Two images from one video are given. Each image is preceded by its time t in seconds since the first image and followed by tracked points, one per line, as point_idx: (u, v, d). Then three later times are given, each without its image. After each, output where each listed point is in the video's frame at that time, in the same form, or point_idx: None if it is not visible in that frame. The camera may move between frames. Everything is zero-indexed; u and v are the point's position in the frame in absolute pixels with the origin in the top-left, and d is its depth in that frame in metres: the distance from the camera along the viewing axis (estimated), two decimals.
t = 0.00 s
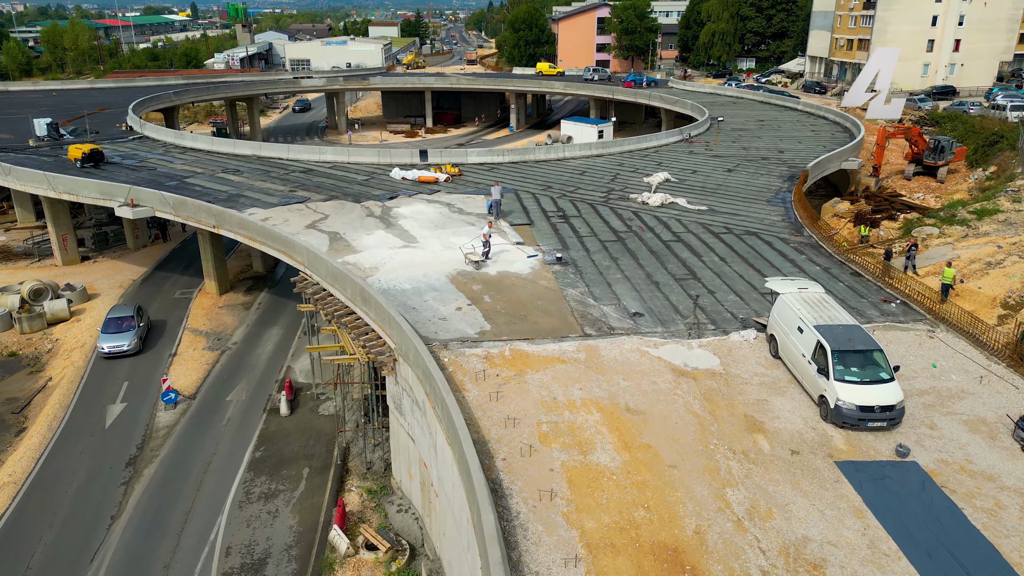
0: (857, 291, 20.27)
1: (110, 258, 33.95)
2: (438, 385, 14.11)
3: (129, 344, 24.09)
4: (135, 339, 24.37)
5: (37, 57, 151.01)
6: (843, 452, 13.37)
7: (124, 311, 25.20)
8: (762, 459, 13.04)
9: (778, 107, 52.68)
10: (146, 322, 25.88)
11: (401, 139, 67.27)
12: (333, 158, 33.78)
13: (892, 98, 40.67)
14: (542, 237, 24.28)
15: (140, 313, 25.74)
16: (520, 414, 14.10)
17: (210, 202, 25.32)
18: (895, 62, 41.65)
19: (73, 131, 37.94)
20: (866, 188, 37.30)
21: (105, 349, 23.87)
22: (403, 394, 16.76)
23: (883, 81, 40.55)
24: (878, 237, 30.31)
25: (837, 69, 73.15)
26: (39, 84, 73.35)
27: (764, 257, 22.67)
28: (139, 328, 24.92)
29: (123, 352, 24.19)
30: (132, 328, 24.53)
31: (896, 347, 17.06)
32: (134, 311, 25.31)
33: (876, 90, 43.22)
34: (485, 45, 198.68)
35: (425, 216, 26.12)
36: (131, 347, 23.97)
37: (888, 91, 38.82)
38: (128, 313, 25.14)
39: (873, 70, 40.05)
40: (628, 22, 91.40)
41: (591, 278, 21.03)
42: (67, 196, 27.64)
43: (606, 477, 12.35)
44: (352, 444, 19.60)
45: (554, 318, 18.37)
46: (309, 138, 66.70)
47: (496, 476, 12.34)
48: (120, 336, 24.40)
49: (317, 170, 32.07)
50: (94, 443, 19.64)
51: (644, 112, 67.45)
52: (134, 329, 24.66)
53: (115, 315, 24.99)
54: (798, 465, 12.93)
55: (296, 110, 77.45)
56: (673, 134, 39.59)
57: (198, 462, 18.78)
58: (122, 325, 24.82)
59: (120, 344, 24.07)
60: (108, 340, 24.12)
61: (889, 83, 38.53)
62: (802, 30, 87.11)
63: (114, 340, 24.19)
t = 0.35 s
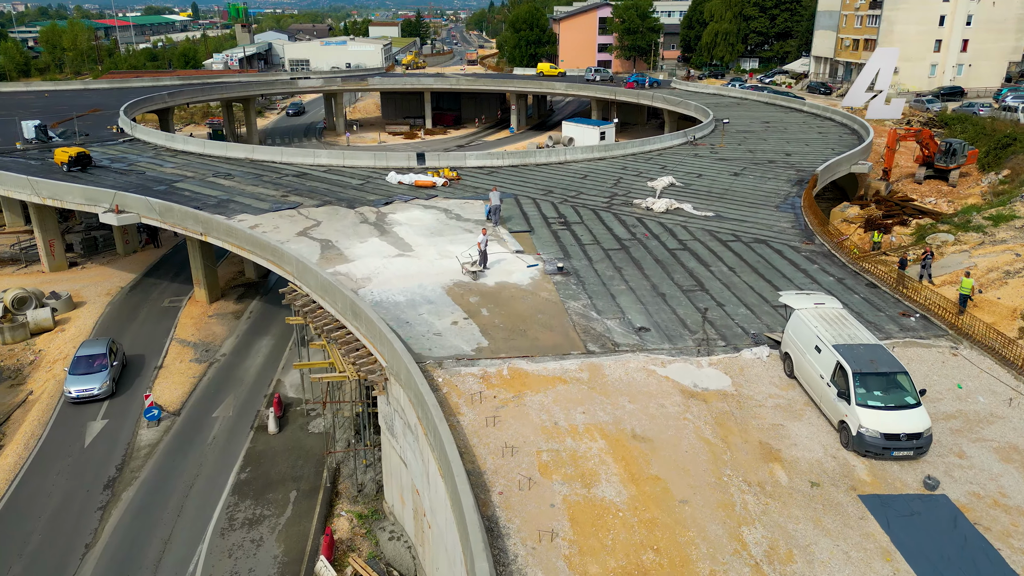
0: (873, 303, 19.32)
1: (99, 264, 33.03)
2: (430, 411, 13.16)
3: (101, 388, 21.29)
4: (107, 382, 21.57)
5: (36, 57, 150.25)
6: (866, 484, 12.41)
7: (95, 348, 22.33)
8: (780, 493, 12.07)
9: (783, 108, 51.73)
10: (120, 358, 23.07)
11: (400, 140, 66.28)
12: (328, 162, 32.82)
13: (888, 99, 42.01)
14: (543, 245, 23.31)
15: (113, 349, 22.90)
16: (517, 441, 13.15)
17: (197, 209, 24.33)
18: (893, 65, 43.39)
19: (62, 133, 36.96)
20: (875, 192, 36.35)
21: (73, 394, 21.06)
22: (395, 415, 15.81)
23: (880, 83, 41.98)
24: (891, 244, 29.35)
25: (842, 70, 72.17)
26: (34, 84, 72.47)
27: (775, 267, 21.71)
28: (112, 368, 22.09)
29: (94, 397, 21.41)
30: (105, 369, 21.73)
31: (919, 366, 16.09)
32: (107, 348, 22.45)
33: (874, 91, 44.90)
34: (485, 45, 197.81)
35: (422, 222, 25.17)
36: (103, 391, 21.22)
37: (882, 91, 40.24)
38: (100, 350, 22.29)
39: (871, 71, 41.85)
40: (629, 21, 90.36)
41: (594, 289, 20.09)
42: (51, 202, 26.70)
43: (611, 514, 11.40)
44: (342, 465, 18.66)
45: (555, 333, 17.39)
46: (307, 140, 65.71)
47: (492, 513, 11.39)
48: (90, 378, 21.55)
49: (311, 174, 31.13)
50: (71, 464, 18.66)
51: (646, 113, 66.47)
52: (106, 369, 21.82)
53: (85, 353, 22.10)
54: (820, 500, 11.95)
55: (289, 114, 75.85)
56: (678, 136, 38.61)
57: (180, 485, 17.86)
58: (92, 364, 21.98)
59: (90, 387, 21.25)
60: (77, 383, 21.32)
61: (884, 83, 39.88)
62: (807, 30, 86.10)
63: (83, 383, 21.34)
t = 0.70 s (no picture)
0: (895, 318, 18.33)
1: (91, 270, 32.18)
2: (425, 440, 12.21)
3: (66, 445, 18.42)
4: (74, 437, 18.66)
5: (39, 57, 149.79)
6: (897, 523, 11.42)
7: (61, 396, 19.38)
8: (803, 533, 11.08)
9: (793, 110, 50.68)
10: (91, 404, 20.18)
11: (402, 142, 65.39)
12: (326, 165, 31.90)
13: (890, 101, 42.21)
14: (547, 254, 22.33)
15: (84, 394, 19.98)
16: (517, 473, 12.20)
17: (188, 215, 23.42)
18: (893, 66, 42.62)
19: (55, 135, 36.13)
20: (890, 197, 35.32)
21: (32, 450, 18.12)
22: (389, 439, 14.85)
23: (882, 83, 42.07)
24: (908, 252, 28.31)
25: (852, 70, 71.06)
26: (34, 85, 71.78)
27: (789, 279, 20.71)
28: (81, 419, 19.19)
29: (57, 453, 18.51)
30: (72, 422, 18.83)
31: (948, 388, 15.08)
32: (76, 396, 19.50)
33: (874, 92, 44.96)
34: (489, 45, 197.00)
35: (421, 229, 24.24)
36: (67, 449, 18.34)
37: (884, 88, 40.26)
38: (68, 397, 19.36)
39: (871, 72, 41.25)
40: (635, 21, 89.27)
41: (600, 302, 19.12)
42: (39, 207, 25.81)
43: (618, 558, 10.45)
44: (334, 488, 17.73)
45: (559, 351, 16.40)
46: (308, 141, 64.79)
47: (490, 557, 10.44)
48: (54, 432, 18.62)
49: (308, 178, 30.23)
50: (49, 487, 17.69)
51: (652, 114, 65.42)
52: (73, 422, 18.88)
53: (50, 401, 19.16)
54: (847, 542, 10.95)
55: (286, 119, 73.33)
56: (686, 138, 37.60)
57: (163, 509, 16.98)
58: (58, 413, 19.08)
59: (53, 443, 18.34)
60: (38, 437, 18.38)
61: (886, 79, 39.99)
62: (815, 30, 84.89)
63: (45, 438, 18.41)
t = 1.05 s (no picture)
0: (923, 336, 17.31)
1: (87, 276, 31.47)
2: (420, 475, 11.27)
3: (21, 520, 15.72)
4: (31, 510, 15.98)
5: (48, 57, 150.02)
6: (937, 570, 10.40)
7: (19, 458, 16.65)
8: None
9: (806, 112, 49.52)
10: (55, 464, 17.54)
11: (408, 144, 64.61)
12: (327, 169, 31.04)
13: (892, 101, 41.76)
14: (554, 264, 21.37)
15: (46, 454, 17.32)
16: (520, 511, 11.22)
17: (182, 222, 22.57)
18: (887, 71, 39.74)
19: (53, 138, 35.48)
20: (909, 203, 34.18)
21: None
22: (384, 466, 13.93)
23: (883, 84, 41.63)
24: (931, 261, 27.20)
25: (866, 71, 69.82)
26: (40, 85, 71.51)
27: (808, 292, 19.68)
28: (40, 486, 16.53)
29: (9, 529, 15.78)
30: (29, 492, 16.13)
31: (985, 414, 14.03)
32: (36, 458, 16.82)
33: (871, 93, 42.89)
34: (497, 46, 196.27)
35: (422, 237, 23.32)
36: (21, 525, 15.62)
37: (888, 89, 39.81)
38: (27, 460, 16.63)
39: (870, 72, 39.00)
40: (644, 21, 88.17)
41: (609, 316, 18.15)
42: (30, 212, 25.03)
43: None
44: (328, 512, 16.84)
45: (566, 370, 15.43)
46: (312, 143, 64.08)
47: None
48: (7, 502, 15.88)
49: (308, 182, 29.36)
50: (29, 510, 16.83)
51: (662, 116, 64.42)
52: (31, 490, 16.22)
53: (4, 465, 16.42)
54: None
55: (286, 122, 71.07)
56: (697, 141, 36.59)
57: (149, 534, 16.14)
58: (13, 479, 16.32)
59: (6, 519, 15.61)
60: None
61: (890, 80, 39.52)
62: (827, 30, 83.55)
63: None
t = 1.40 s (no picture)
0: (957, 356, 16.25)
1: (86, 281, 30.80)
2: (415, 515, 10.38)
3: None
4: None
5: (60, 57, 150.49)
6: None
7: None
8: None
9: (823, 114, 48.28)
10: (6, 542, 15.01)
11: (416, 145, 63.76)
12: (331, 173, 30.19)
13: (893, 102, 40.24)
14: (564, 275, 20.41)
15: None
16: (524, 556, 10.30)
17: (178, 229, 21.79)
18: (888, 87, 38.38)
19: (53, 139, 34.89)
20: (933, 210, 32.97)
21: None
22: (380, 496, 13.05)
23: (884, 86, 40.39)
24: (958, 272, 26.03)
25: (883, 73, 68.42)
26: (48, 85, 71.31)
27: (832, 307, 18.63)
28: None
29: None
30: None
31: None
32: None
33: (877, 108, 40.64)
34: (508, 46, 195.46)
35: (427, 245, 22.41)
36: None
37: (888, 90, 38.17)
38: None
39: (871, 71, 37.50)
40: (656, 21, 86.94)
41: (622, 332, 17.16)
42: (24, 218, 24.36)
43: None
44: (324, 539, 16.00)
45: (576, 393, 14.47)
46: (320, 144, 63.39)
47: None
48: None
49: (311, 186, 28.53)
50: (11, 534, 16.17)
51: (674, 117, 63.32)
52: None
53: None
54: None
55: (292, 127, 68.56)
56: (711, 145, 35.53)
57: (133, 561, 15.40)
58: None
59: None
60: None
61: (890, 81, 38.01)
62: (843, 30, 81.94)
63: None
